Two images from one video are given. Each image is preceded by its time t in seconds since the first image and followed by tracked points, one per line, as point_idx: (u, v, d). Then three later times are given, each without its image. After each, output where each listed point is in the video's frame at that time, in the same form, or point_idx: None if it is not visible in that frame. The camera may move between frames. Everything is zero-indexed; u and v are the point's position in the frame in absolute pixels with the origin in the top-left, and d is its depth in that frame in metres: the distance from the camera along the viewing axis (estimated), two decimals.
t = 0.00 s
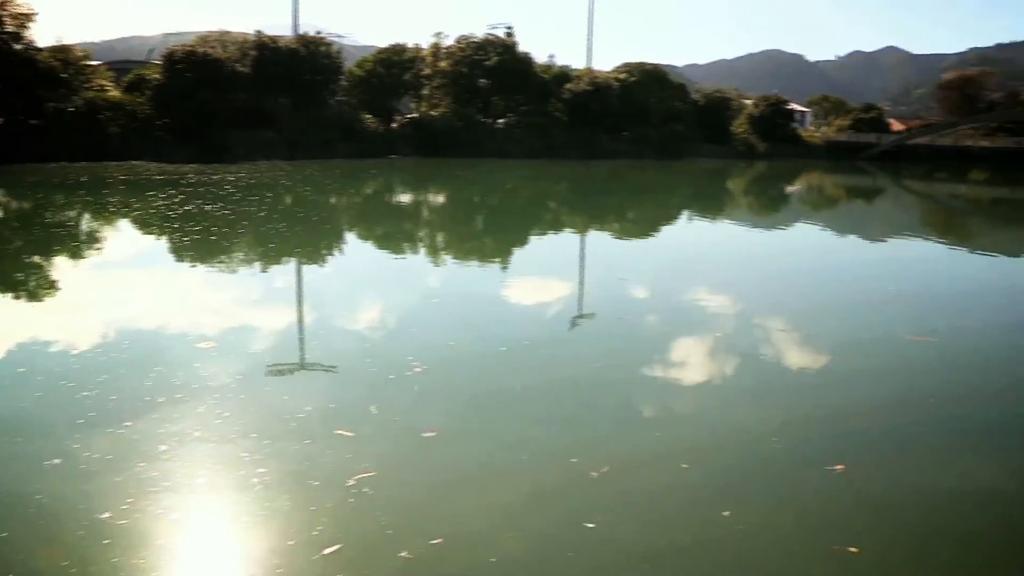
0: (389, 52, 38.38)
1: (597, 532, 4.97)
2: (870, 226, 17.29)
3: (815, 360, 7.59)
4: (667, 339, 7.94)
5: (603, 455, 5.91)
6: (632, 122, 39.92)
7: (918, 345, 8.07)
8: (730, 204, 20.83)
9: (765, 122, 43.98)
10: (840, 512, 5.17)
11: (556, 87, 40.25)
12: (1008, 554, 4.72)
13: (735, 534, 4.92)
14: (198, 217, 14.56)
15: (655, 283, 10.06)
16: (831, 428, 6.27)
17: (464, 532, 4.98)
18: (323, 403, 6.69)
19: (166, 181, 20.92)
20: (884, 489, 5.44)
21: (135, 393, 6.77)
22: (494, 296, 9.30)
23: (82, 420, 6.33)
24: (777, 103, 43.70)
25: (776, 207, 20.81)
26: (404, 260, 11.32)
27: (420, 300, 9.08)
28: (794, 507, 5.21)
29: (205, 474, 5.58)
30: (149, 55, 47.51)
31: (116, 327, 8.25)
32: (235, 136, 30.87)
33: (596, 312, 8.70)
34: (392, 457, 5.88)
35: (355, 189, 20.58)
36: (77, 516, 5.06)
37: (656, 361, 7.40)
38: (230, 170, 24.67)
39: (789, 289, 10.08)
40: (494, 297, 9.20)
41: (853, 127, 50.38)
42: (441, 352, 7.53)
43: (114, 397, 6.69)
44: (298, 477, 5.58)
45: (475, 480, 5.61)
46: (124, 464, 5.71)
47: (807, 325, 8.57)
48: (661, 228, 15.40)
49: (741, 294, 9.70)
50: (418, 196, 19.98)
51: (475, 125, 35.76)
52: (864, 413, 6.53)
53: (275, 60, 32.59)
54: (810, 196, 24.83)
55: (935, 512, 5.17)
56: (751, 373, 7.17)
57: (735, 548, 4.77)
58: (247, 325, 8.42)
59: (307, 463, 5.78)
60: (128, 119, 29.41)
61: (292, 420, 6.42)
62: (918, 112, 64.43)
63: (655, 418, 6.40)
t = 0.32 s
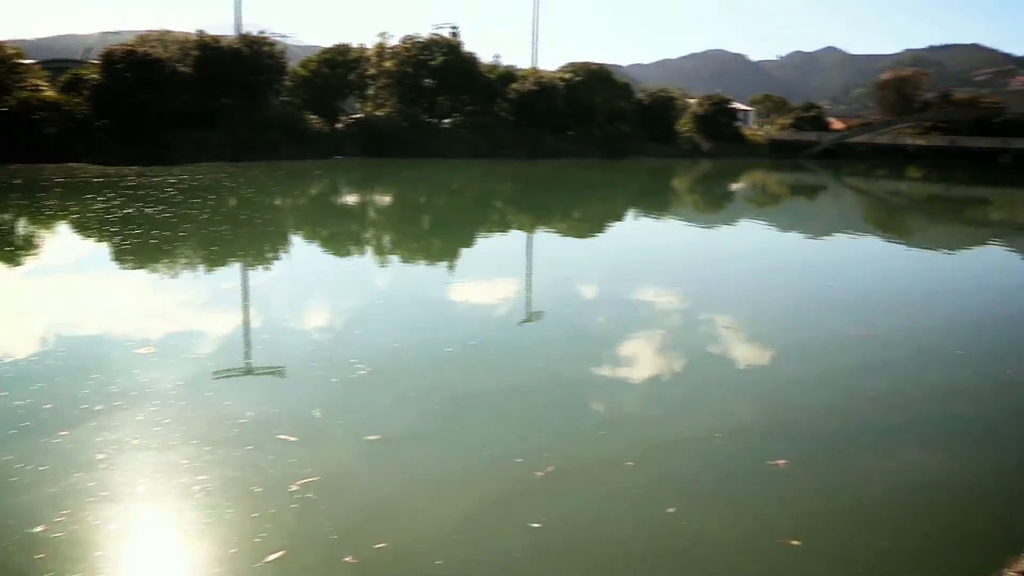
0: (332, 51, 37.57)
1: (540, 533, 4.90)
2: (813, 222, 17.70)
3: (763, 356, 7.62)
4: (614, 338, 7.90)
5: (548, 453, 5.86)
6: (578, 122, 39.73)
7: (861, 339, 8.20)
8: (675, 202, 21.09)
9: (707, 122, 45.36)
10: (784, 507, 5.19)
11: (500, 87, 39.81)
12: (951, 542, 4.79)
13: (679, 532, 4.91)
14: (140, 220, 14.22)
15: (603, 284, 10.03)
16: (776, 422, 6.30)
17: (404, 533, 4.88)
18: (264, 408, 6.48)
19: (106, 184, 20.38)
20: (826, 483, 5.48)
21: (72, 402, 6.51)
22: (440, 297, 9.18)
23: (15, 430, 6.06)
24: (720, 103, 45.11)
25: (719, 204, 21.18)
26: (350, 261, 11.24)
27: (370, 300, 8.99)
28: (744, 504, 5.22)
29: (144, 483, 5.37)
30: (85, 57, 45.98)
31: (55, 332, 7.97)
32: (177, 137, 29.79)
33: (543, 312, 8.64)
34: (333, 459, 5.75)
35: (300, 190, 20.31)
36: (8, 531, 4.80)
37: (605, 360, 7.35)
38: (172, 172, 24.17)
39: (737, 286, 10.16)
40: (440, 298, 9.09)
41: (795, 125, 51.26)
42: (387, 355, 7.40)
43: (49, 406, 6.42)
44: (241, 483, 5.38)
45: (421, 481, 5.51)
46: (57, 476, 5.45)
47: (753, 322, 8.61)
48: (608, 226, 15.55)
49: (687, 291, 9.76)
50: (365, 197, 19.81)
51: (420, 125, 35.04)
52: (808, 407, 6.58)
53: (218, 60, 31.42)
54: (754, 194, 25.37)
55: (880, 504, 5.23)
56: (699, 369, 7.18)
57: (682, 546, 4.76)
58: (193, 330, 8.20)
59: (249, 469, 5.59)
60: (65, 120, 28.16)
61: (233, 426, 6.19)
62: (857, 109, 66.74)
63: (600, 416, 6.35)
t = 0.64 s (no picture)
0: (272, 53, 37.08)
1: (482, 534, 4.81)
2: (751, 219, 18.10)
3: (706, 353, 7.64)
4: (559, 337, 7.86)
5: (489, 454, 5.78)
6: (519, 123, 40.11)
7: (802, 332, 8.33)
8: (620, 202, 21.30)
9: (648, 122, 45.92)
10: (726, 504, 5.20)
11: (442, 87, 39.50)
12: (889, 536, 4.88)
13: (621, 530, 4.88)
14: (72, 225, 13.87)
15: (547, 283, 10.05)
16: (717, 418, 6.32)
17: (342, 537, 4.76)
18: (201, 414, 6.26)
19: (37, 188, 19.68)
20: (765, 478, 5.51)
21: None
22: (385, 299, 9.09)
23: None
24: (660, 103, 45.80)
25: (661, 202, 21.48)
26: (293, 263, 11.11)
27: (313, 302, 8.92)
28: (687, 502, 5.20)
29: (76, 495, 5.13)
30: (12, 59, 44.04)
31: None
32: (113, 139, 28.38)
33: (487, 312, 8.57)
34: (268, 464, 5.59)
35: (239, 193, 19.98)
36: None
37: (549, 359, 7.30)
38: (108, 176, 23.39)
39: (684, 284, 10.24)
40: (386, 300, 8.99)
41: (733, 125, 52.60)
42: (326, 358, 7.23)
43: None
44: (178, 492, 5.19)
45: (363, 484, 5.39)
46: None
47: (698, 318, 8.67)
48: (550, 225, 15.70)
49: (630, 289, 9.80)
50: (307, 199, 19.62)
51: (363, 126, 34.78)
52: (749, 402, 6.62)
53: (155, 61, 30.25)
54: (695, 192, 25.86)
55: (823, 501, 5.25)
56: (643, 366, 7.17)
57: (623, 543, 4.73)
58: (131, 336, 7.95)
59: (186, 477, 5.39)
60: None
61: (168, 434, 5.96)
62: (796, 109, 68.97)
63: (542, 415, 6.31)
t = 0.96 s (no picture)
0: (212, 59, 35.86)
1: (427, 544, 4.74)
2: (695, 223, 18.41)
3: (651, 355, 7.69)
4: (507, 345, 7.80)
5: (433, 462, 5.71)
6: (463, 130, 40.44)
7: (747, 335, 8.41)
8: (564, 207, 21.64)
9: (592, 129, 46.13)
10: (672, 508, 5.20)
11: (386, 96, 39.33)
12: (834, 536, 4.93)
13: (564, 536, 4.84)
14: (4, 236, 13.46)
15: (495, 290, 10.04)
16: (663, 423, 6.32)
17: (287, 550, 4.66)
18: (140, 429, 6.04)
19: None
20: (709, 483, 5.53)
21: None
22: (332, 309, 8.97)
23: None
24: (603, 109, 46.00)
25: (606, 207, 21.81)
26: (236, 274, 10.91)
27: (259, 311, 8.78)
28: (632, 507, 5.19)
29: (6, 516, 4.86)
30: None
31: None
32: (47, 146, 27.73)
33: (434, 320, 8.52)
34: (205, 477, 5.42)
35: (179, 203, 19.63)
36: None
37: (496, 366, 7.26)
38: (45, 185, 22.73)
39: (633, 289, 10.31)
40: (333, 309, 8.87)
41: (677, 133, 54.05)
42: (269, 369, 7.08)
43: None
44: (115, 509, 4.97)
45: (308, 494, 5.29)
46: None
47: (645, 323, 8.70)
48: (495, 233, 15.80)
49: (576, 294, 9.85)
50: (249, 207, 19.39)
51: (305, 134, 35.13)
52: (695, 406, 6.64)
53: (91, 66, 29.54)
54: (638, 197, 26.28)
55: (771, 503, 5.30)
56: (591, 371, 7.16)
57: (568, 548, 4.72)
58: (72, 350, 7.72)
59: (123, 494, 5.16)
60: None
61: (103, 450, 5.71)
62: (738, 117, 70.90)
63: (489, 422, 6.26)
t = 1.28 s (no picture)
0: (158, 68, 35.76)
1: (378, 558, 4.69)
2: (645, 231, 18.79)
3: (604, 363, 7.76)
4: (458, 356, 7.78)
5: (383, 475, 5.65)
6: (413, 139, 41.33)
7: (697, 343, 8.50)
8: (516, 217, 21.99)
9: (544, 139, 47.91)
10: (622, 517, 5.22)
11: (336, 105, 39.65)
12: (783, 542, 4.98)
13: (515, 547, 4.83)
14: None
15: (447, 300, 10.09)
16: (613, 431, 6.34)
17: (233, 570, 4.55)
18: (80, 449, 5.87)
19: None
20: (658, 491, 5.56)
21: None
22: (283, 321, 8.88)
23: None
24: (553, 119, 47.20)
25: (557, 217, 22.15)
26: (184, 288, 10.80)
27: (210, 325, 8.67)
28: (583, 517, 5.19)
29: None
30: None
31: None
32: None
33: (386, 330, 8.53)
34: (147, 496, 5.29)
35: (126, 215, 19.40)
36: None
37: (451, 377, 7.26)
38: None
39: (587, 298, 10.40)
40: (284, 321, 8.82)
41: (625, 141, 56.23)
42: (216, 384, 6.99)
43: None
44: (52, 532, 4.80)
45: (255, 511, 5.19)
46: None
47: (597, 332, 8.76)
48: (448, 243, 15.99)
49: (528, 304, 9.93)
50: (199, 219, 19.29)
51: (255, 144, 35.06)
52: (645, 414, 6.66)
53: (30, 75, 29.13)
54: (589, 206, 26.85)
55: (721, 511, 5.34)
56: (545, 380, 7.20)
57: (518, 559, 4.71)
58: (16, 366, 7.52)
59: (61, 515, 4.99)
60: None
61: (40, 472, 5.53)
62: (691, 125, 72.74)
63: (438, 433, 6.23)
